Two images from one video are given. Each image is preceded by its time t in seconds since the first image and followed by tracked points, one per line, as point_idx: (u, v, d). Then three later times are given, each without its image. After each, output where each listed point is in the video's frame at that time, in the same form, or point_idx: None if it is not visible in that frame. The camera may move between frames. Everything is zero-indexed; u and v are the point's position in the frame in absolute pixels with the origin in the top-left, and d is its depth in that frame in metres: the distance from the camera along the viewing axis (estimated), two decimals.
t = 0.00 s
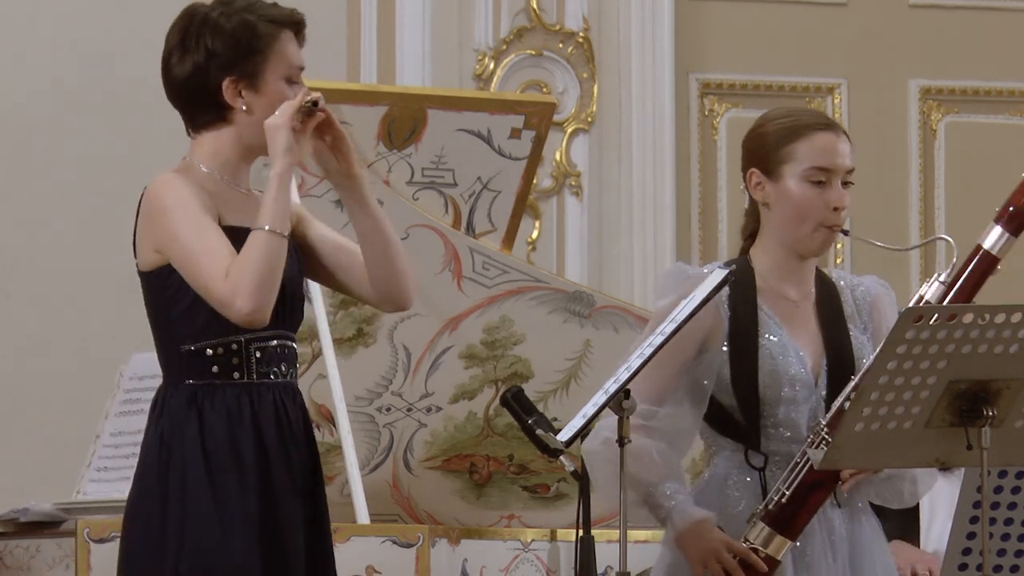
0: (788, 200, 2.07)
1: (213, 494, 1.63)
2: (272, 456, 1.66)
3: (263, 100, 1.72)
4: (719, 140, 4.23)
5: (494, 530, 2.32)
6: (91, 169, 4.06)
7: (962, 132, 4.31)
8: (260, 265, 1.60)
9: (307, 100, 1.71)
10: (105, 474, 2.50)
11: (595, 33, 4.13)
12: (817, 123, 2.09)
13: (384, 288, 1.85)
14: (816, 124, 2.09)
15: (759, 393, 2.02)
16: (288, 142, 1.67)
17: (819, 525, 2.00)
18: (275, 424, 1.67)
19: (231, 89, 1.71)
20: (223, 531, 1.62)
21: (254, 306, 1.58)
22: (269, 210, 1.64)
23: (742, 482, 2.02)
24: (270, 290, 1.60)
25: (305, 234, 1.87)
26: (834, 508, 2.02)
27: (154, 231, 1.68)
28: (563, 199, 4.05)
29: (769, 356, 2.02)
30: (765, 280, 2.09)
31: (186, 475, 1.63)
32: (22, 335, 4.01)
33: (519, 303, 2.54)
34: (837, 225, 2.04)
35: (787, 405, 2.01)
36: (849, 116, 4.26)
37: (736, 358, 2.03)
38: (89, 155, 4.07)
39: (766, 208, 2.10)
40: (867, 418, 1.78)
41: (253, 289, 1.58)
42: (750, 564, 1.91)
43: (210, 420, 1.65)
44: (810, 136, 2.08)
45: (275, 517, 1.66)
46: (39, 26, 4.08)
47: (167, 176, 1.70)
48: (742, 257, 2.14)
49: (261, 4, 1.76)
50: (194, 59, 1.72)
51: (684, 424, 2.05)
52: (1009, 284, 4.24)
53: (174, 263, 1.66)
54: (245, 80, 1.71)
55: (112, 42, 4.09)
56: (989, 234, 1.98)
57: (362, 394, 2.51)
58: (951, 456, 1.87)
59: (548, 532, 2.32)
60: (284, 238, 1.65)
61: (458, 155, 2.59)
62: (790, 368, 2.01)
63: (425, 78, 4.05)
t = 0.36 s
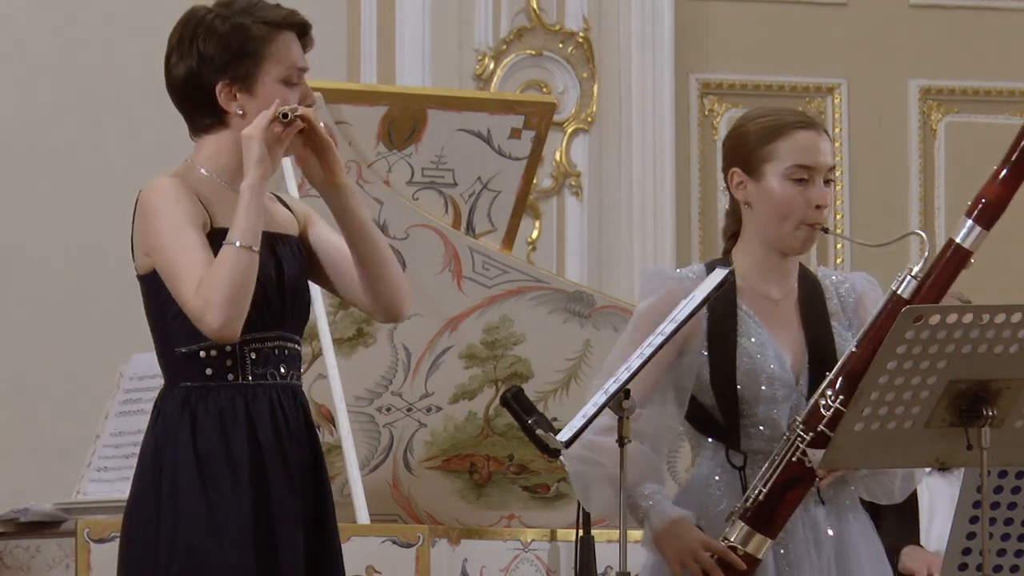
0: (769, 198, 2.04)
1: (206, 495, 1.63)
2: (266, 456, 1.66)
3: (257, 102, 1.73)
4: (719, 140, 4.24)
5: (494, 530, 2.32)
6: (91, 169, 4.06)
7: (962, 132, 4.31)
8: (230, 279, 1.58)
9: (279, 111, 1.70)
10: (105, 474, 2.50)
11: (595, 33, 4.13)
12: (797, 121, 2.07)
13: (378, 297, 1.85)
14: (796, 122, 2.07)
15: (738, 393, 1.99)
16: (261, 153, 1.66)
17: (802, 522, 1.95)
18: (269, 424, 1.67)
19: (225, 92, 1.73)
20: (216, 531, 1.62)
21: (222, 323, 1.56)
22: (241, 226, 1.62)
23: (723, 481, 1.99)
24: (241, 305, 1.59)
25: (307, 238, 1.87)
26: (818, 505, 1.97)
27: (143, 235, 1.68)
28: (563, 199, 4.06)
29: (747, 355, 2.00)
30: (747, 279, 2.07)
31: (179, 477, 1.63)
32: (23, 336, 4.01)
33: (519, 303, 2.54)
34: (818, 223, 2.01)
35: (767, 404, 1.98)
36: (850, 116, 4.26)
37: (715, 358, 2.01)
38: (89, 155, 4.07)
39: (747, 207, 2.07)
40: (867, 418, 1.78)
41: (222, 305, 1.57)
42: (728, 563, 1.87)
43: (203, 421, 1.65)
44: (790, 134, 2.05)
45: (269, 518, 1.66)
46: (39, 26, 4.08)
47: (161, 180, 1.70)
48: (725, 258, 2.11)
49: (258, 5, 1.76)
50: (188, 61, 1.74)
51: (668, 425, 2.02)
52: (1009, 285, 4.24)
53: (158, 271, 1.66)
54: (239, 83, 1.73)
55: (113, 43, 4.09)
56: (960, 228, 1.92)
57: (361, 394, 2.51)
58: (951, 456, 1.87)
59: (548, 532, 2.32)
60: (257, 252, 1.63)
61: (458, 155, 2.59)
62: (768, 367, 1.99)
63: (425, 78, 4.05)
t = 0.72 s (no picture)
0: (741, 199, 2.06)
1: (205, 496, 1.63)
2: (265, 459, 1.66)
3: (277, 118, 1.74)
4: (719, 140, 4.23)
5: (494, 530, 2.32)
6: (91, 169, 4.06)
7: (962, 132, 4.31)
8: (215, 304, 1.59)
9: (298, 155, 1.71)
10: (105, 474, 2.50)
11: (595, 33, 4.13)
12: (772, 122, 2.08)
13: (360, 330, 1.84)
14: (771, 123, 2.08)
15: (706, 395, 2.00)
16: (270, 193, 1.67)
17: (767, 524, 1.97)
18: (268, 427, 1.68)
19: (246, 104, 1.74)
20: (215, 533, 1.62)
21: (200, 349, 1.59)
22: (236, 259, 1.62)
23: (691, 482, 1.99)
24: (223, 333, 1.60)
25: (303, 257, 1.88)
26: (784, 506, 1.99)
27: (147, 236, 1.70)
28: (563, 199, 4.06)
29: (716, 356, 2.01)
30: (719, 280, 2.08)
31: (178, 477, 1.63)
32: (22, 336, 4.01)
33: (519, 303, 2.54)
34: (790, 224, 2.03)
35: (735, 405, 1.99)
36: (850, 116, 4.26)
37: (685, 359, 2.01)
38: (89, 155, 4.07)
39: (720, 208, 2.10)
40: (867, 418, 1.78)
41: (204, 331, 1.58)
42: (694, 565, 1.89)
43: (202, 423, 1.65)
44: (765, 135, 2.07)
45: (268, 520, 1.66)
46: (39, 26, 4.08)
47: (173, 180, 1.72)
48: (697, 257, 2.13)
49: (288, 18, 1.77)
50: (211, 68, 1.75)
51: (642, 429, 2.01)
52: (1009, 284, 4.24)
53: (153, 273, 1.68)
54: (260, 96, 1.74)
55: (113, 43, 4.09)
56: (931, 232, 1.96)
57: (361, 394, 2.51)
58: (950, 456, 1.87)
59: (548, 532, 2.32)
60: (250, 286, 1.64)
61: (458, 155, 2.59)
62: (737, 369, 1.99)
63: (425, 78, 4.05)
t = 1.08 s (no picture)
0: (735, 211, 2.05)
1: (214, 491, 1.64)
2: (275, 454, 1.67)
3: (306, 128, 1.75)
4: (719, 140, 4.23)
5: (494, 530, 2.33)
6: (91, 169, 4.06)
7: (962, 132, 4.31)
8: (245, 295, 1.60)
9: (349, 163, 1.73)
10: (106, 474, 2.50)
11: (595, 33, 4.13)
12: (773, 139, 2.07)
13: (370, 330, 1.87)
14: (772, 140, 2.07)
15: (679, 404, 2.01)
16: (315, 198, 1.69)
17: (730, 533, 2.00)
18: (277, 424, 1.68)
19: (278, 110, 1.74)
20: (225, 526, 1.63)
21: (224, 336, 1.59)
22: (272, 256, 1.64)
23: (655, 491, 2.02)
24: (247, 324, 1.60)
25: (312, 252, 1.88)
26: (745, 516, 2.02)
27: (169, 222, 1.70)
28: (563, 199, 4.06)
29: (690, 368, 2.02)
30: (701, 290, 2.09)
31: (188, 471, 1.64)
32: (22, 336, 4.01)
33: (518, 303, 2.54)
34: (780, 242, 2.04)
35: (705, 417, 2.01)
36: (849, 115, 4.26)
37: (661, 369, 2.02)
38: (89, 156, 4.07)
39: (711, 217, 2.09)
40: (867, 418, 1.79)
41: (230, 320, 1.59)
42: None
43: (213, 417, 1.65)
44: (765, 151, 2.06)
45: (275, 515, 1.67)
46: (39, 27, 4.08)
47: (197, 170, 1.72)
48: (677, 257, 2.13)
49: (330, 32, 1.77)
50: (251, 70, 1.74)
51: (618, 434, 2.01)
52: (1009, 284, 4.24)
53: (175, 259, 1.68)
54: (294, 105, 1.74)
55: (113, 43, 4.09)
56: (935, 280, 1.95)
57: (361, 394, 2.52)
58: (951, 456, 1.87)
59: (548, 532, 2.32)
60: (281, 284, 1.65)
61: (458, 155, 2.59)
62: (712, 383, 2.01)
63: (425, 78, 4.05)
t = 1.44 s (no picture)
0: (737, 210, 2.05)
1: (218, 489, 1.64)
2: (279, 453, 1.67)
3: (313, 120, 1.75)
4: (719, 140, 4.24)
5: (494, 530, 2.33)
6: (91, 169, 4.07)
7: (962, 132, 4.31)
8: (274, 288, 1.60)
9: (364, 146, 1.76)
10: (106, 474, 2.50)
11: (594, 33, 4.13)
12: (772, 139, 2.08)
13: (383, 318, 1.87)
14: (771, 140, 2.08)
15: (685, 403, 2.00)
16: (335, 182, 1.70)
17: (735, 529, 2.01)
18: (280, 423, 1.68)
19: (285, 104, 1.74)
20: (229, 524, 1.64)
21: (254, 331, 1.59)
22: (296, 246, 1.65)
23: (660, 490, 2.01)
24: (275, 318, 1.61)
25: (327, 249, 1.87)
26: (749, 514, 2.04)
27: (180, 220, 1.70)
28: (563, 199, 4.06)
29: (696, 368, 2.01)
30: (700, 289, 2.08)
31: (192, 470, 1.64)
32: (22, 336, 4.01)
33: (518, 303, 2.54)
34: (780, 241, 2.04)
35: (708, 416, 2.01)
36: (849, 115, 4.26)
37: (667, 367, 2.01)
38: (90, 155, 4.07)
39: (712, 215, 2.08)
40: (867, 418, 1.78)
41: (260, 313, 1.59)
42: None
43: (217, 415, 1.65)
44: (765, 151, 2.07)
45: (278, 515, 1.67)
46: (39, 26, 4.08)
47: (205, 167, 1.72)
48: (673, 256, 2.12)
49: (334, 26, 1.77)
50: (259, 65, 1.74)
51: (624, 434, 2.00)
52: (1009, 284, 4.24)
53: (191, 256, 1.68)
54: (301, 99, 1.74)
55: (112, 43, 4.09)
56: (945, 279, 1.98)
57: (361, 394, 2.52)
58: (951, 456, 1.87)
59: (548, 532, 2.32)
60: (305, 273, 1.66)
61: (458, 155, 2.59)
62: (719, 383, 2.01)
63: (425, 78, 4.05)
